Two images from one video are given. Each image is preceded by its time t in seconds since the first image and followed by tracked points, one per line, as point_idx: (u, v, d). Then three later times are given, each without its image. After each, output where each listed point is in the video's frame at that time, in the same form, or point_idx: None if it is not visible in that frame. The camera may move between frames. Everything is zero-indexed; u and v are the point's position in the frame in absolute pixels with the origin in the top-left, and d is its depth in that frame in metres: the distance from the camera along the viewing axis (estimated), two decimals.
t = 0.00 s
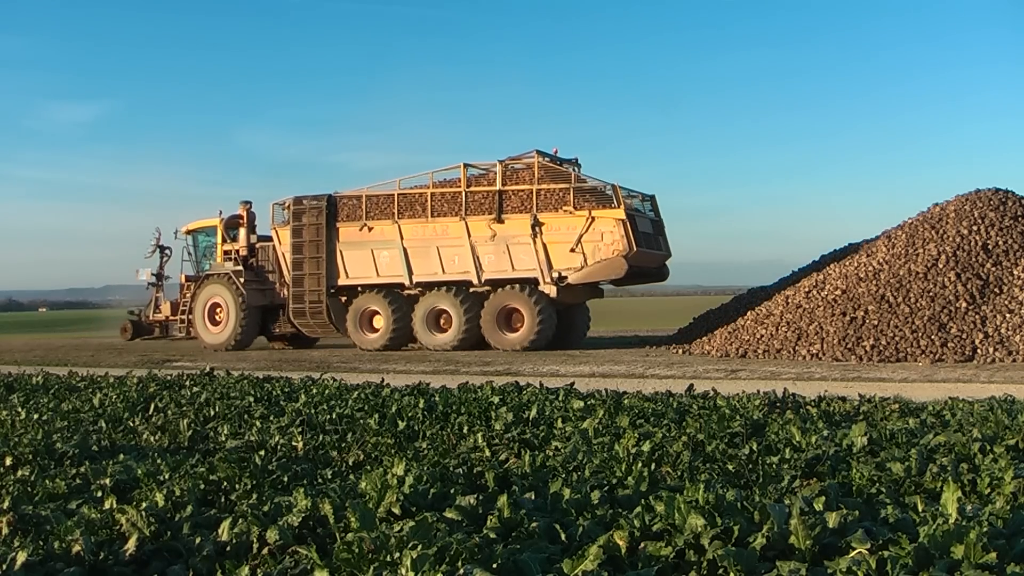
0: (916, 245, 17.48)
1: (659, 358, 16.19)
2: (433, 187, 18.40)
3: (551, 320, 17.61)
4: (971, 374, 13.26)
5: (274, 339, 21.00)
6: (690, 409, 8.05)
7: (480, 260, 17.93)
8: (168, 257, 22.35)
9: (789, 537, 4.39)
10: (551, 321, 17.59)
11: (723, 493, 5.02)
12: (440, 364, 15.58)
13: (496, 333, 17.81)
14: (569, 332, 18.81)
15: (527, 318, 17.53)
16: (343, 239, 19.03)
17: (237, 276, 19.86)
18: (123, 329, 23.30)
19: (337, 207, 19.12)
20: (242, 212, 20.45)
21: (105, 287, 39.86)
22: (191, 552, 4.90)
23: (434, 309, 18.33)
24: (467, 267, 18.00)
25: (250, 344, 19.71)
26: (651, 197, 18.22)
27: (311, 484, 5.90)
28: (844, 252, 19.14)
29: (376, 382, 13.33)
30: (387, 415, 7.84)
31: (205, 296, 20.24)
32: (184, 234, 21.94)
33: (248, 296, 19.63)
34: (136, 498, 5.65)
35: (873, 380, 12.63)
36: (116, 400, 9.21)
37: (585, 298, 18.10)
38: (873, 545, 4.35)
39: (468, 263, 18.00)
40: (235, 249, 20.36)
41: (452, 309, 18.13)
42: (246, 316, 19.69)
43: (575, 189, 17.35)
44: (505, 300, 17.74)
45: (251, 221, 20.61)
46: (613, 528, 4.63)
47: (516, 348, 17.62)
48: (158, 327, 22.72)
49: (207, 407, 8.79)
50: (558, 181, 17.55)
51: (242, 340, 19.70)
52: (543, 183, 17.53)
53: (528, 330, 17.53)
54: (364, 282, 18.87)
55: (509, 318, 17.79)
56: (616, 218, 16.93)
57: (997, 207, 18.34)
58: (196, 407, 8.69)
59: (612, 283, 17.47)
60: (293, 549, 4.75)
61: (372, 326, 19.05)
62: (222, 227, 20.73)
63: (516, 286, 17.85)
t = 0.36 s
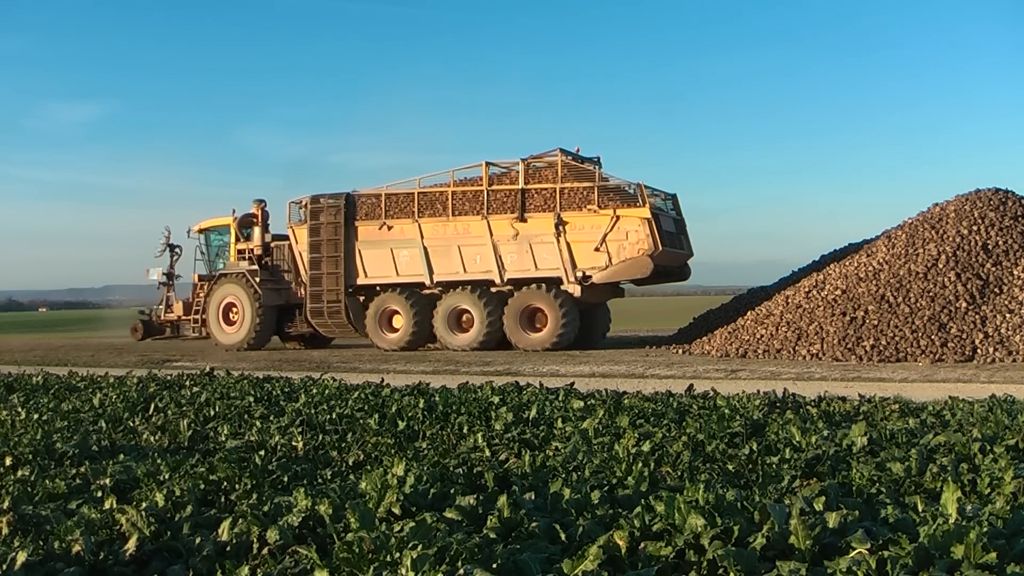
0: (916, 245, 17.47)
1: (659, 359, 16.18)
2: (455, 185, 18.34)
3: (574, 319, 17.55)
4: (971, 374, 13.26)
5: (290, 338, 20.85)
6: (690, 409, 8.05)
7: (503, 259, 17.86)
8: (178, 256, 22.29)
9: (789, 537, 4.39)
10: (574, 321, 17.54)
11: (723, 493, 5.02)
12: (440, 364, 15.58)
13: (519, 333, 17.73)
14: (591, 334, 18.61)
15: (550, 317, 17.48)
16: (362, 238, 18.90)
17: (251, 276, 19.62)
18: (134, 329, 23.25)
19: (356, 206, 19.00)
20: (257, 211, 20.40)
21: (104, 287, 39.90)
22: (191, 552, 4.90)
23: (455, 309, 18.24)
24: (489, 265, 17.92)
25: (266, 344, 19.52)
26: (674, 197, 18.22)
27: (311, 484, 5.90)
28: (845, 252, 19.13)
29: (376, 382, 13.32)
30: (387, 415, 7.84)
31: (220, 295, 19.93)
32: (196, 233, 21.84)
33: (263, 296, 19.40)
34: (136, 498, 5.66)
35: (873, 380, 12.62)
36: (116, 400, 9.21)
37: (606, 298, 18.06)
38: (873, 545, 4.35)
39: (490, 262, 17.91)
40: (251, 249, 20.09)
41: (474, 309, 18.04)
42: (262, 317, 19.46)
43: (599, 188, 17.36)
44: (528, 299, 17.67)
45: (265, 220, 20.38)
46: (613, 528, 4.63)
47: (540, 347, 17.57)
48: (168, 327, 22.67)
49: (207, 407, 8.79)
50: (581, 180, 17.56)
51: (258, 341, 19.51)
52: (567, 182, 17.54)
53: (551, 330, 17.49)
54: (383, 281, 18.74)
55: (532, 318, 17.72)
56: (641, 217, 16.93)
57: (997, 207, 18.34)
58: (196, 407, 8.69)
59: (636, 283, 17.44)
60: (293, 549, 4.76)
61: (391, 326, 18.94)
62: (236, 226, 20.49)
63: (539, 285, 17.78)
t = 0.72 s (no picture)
0: (916, 245, 17.47)
1: (659, 359, 16.18)
2: (475, 184, 18.41)
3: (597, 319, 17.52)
4: (971, 374, 13.25)
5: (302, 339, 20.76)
6: (691, 409, 8.05)
7: (525, 258, 17.85)
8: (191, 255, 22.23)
9: (788, 537, 4.39)
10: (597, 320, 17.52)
11: (723, 493, 5.02)
12: (440, 364, 15.59)
13: (542, 332, 17.67)
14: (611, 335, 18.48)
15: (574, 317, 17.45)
16: (381, 237, 18.88)
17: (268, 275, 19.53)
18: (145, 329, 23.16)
19: (374, 205, 18.99)
20: (270, 210, 20.39)
21: (105, 287, 39.91)
22: (191, 552, 4.91)
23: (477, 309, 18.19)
24: (512, 264, 17.91)
25: (282, 344, 19.41)
26: (696, 195, 18.20)
27: (311, 484, 5.90)
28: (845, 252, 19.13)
29: (375, 382, 13.33)
30: (387, 415, 7.84)
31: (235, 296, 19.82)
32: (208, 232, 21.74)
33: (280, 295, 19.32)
34: (136, 498, 5.66)
35: (873, 380, 12.62)
36: (115, 400, 9.21)
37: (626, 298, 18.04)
38: (873, 545, 4.35)
39: (512, 261, 17.90)
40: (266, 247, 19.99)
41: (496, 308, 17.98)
42: (278, 316, 19.37)
43: (623, 186, 17.35)
44: (552, 299, 17.62)
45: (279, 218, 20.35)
46: (613, 528, 4.63)
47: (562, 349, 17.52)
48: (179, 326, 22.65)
49: (207, 407, 8.79)
50: (605, 178, 17.55)
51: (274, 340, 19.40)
52: (590, 181, 17.53)
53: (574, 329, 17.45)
54: (402, 280, 18.71)
55: (555, 318, 17.68)
56: (666, 216, 16.92)
57: (997, 207, 18.33)
58: (196, 407, 8.69)
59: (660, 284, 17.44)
60: (293, 549, 4.75)
61: (410, 326, 18.87)
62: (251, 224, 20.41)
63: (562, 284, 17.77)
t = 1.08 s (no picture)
0: (916, 245, 17.46)
1: (658, 358, 16.18)
2: (497, 182, 18.45)
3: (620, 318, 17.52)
4: (971, 374, 13.25)
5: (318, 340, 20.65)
6: (690, 409, 8.05)
7: (548, 257, 17.86)
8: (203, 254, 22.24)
9: (788, 537, 4.39)
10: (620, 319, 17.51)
11: (723, 493, 5.02)
12: (440, 364, 15.59)
13: (565, 332, 17.63)
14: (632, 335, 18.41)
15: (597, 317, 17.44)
16: (401, 236, 18.86)
17: (283, 274, 19.45)
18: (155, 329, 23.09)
19: (393, 204, 18.95)
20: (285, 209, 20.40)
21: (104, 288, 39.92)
22: (191, 552, 4.91)
23: (498, 309, 18.16)
24: (534, 263, 17.92)
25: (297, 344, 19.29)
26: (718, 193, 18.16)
27: (311, 484, 5.90)
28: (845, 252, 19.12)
29: (375, 382, 13.32)
30: (387, 415, 7.84)
31: (253, 296, 19.65)
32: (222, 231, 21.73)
33: (297, 295, 19.26)
34: (136, 498, 5.66)
35: (873, 380, 12.62)
36: (115, 400, 9.21)
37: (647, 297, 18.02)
38: (873, 545, 4.35)
39: (534, 260, 17.92)
40: (281, 246, 19.90)
41: (518, 309, 17.96)
42: (294, 316, 19.26)
43: (647, 185, 17.31)
44: (575, 299, 17.61)
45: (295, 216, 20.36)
46: (613, 528, 4.63)
47: (581, 349, 17.50)
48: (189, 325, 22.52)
49: (207, 407, 8.79)
50: (629, 177, 17.52)
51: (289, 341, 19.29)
52: (614, 179, 17.50)
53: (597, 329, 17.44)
54: (422, 279, 18.68)
55: (577, 318, 17.65)
56: (691, 215, 16.89)
57: (997, 207, 18.33)
58: (196, 407, 8.69)
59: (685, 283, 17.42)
60: (293, 549, 4.76)
61: (429, 326, 18.84)
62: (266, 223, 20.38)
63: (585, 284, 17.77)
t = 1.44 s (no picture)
0: (917, 245, 17.46)
1: (658, 358, 16.18)
2: (518, 181, 18.46)
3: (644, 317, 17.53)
4: (971, 374, 13.25)
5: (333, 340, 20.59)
6: (690, 409, 8.05)
7: (569, 256, 17.86)
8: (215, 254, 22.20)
9: (788, 537, 4.39)
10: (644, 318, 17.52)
11: (723, 493, 5.02)
12: (440, 364, 15.59)
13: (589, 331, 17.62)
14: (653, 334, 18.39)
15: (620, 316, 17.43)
16: (421, 235, 18.85)
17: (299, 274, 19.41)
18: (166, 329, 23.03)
19: (412, 202, 18.93)
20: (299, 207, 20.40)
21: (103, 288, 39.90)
22: (191, 552, 4.90)
23: (520, 309, 18.15)
24: (556, 262, 17.91)
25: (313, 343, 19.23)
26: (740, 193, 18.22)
27: (311, 484, 5.90)
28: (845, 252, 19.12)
29: (376, 382, 13.32)
30: (387, 415, 7.84)
31: (268, 295, 19.61)
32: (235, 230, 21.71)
33: (313, 295, 19.23)
34: (136, 498, 5.66)
35: (873, 380, 12.61)
36: (115, 400, 9.21)
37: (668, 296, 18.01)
38: (873, 545, 4.35)
39: (556, 259, 17.91)
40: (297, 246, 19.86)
41: (540, 308, 17.94)
42: (310, 316, 19.24)
43: (671, 184, 17.35)
44: (597, 298, 17.61)
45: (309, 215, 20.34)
46: (613, 528, 4.63)
47: (604, 349, 17.50)
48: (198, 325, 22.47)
49: (207, 407, 8.79)
50: (653, 176, 17.55)
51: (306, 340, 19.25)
52: (637, 178, 17.53)
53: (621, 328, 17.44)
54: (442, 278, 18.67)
55: (600, 317, 17.66)
56: (716, 214, 16.94)
57: (997, 207, 18.33)
58: (196, 407, 8.69)
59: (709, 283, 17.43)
60: (293, 549, 4.76)
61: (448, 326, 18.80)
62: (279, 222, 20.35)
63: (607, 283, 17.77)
